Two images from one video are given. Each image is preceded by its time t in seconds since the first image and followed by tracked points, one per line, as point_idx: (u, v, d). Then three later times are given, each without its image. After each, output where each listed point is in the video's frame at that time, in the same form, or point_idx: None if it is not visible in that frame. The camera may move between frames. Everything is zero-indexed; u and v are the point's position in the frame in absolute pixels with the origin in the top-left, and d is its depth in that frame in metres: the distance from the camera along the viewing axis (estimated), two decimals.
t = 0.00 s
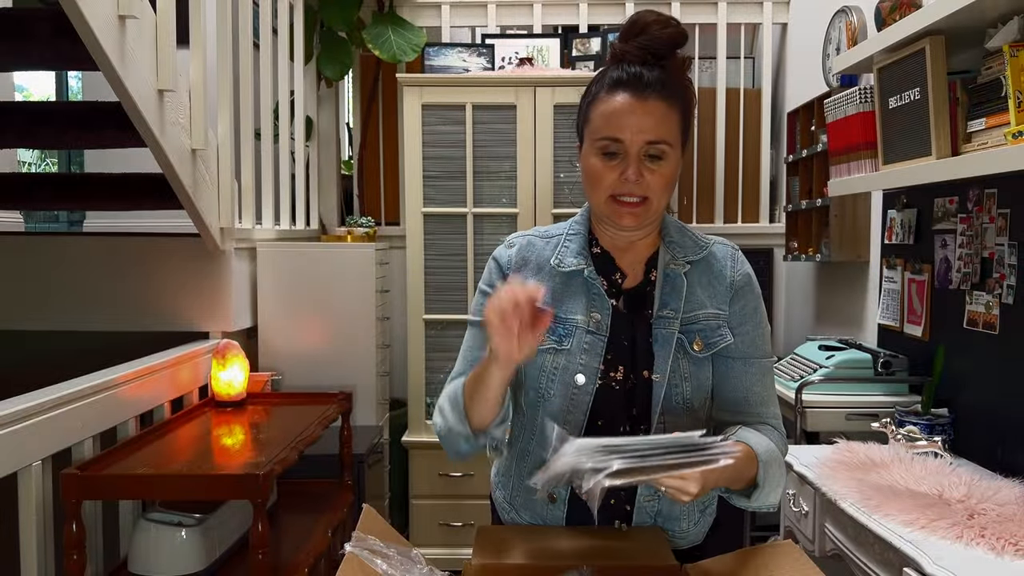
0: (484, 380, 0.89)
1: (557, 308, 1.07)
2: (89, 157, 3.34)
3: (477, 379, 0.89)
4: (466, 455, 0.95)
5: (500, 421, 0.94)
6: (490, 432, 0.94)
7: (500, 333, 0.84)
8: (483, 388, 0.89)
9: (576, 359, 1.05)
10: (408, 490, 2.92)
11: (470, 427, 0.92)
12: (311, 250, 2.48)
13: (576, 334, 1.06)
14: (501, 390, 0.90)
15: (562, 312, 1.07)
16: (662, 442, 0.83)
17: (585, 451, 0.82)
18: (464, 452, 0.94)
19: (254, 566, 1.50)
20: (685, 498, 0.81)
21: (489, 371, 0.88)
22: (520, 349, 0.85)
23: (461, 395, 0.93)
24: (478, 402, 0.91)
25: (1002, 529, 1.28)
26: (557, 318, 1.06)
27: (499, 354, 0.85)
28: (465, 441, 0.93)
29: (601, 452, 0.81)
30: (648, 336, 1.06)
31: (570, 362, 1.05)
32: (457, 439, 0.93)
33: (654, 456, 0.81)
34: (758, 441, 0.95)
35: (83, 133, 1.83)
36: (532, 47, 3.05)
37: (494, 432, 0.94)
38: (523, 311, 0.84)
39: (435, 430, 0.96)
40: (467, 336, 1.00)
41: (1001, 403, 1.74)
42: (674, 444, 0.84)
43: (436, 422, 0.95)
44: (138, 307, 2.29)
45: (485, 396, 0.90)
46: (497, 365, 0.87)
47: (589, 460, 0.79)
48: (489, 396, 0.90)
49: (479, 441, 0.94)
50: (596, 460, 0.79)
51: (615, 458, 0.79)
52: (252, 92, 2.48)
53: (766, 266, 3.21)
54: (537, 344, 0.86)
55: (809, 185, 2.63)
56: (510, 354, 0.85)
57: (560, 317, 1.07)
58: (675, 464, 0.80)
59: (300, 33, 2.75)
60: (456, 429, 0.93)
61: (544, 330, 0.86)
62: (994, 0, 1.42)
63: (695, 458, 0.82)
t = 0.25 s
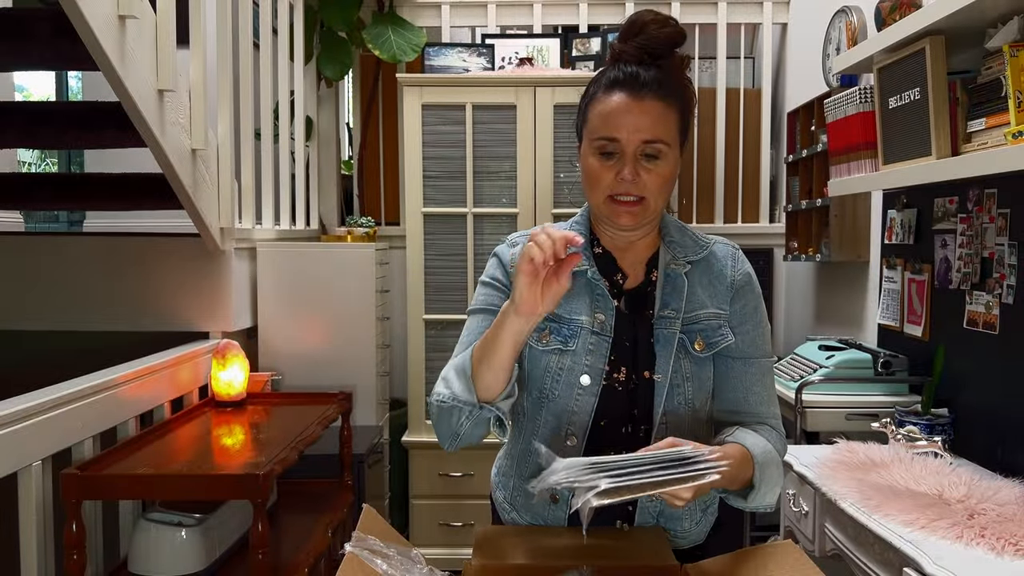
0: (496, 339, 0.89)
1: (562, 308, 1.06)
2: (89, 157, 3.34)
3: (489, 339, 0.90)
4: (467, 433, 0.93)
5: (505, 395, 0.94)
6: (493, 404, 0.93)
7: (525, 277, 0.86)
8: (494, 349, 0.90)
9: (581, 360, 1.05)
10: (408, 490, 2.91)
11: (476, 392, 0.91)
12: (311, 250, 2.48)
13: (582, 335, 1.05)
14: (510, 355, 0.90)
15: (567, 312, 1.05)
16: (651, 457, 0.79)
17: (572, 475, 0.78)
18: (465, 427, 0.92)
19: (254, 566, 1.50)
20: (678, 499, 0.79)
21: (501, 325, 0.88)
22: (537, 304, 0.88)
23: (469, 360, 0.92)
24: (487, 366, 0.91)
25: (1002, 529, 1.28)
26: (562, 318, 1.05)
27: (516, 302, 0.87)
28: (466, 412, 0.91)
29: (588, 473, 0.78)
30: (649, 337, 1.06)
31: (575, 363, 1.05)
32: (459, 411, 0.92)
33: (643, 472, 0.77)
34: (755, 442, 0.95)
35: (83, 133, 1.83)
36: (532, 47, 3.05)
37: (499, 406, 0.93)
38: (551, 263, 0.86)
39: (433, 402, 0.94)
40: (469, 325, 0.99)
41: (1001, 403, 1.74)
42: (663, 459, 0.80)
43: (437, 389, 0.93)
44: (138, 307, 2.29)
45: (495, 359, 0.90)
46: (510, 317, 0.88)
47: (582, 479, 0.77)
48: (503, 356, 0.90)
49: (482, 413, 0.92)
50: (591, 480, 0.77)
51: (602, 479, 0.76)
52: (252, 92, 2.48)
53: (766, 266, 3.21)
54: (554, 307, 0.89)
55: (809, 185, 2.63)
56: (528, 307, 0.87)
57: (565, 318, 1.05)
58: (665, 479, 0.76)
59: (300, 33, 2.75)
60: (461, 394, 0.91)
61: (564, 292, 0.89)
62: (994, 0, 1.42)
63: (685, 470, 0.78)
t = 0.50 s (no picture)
0: (503, 320, 0.89)
1: (564, 309, 1.06)
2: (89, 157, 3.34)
3: (496, 322, 0.89)
4: (469, 425, 0.93)
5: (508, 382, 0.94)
6: (498, 390, 0.93)
7: (535, 255, 0.86)
8: (500, 332, 0.89)
9: (584, 362, 1.04)
10: (408, 490, 2.92)
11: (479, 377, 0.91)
12: (311, 250, 2.48)
13: (584, 336, 1.04)
14: (516, 338, 0.90)
15: (569, 313, 1.05)
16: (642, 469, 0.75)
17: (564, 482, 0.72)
18: (468, 419, 0.93)
19: (254, 566, 1.50)
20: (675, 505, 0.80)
21: (508, 306, 0.88)
22: (544, 283, 0.88)
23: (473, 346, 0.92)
24: (492, 351, 0.90)
25: (1003, 529, 1.28)
26: (564, 320, 1.05)
27: (524, 280, 0.87)
28: (470, 399, 0.91)
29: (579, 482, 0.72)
30: (648, 339, 1.06)
31: (578, 364, 1.04)
32: (463, 400, 0.92)
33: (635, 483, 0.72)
34: (754, 442, 0.96)
35: (82, 133, 1.83)
36: (532, 48, 3.05)
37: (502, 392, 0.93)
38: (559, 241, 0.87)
39: (436, 387, 0.94)
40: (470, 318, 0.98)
41: (1001, 403, 1.74)
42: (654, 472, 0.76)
43: (440, 374, 0.93)
44: (138, 307, 2.29)
45: (499, 343, 0.90)
46: (518, 297, 0.88)
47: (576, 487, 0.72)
48: (508, 340, 0.90)
49: (486, 400, 0.92)
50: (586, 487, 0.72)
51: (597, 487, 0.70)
52: (252, 92, 2.48)
53: (765, 266, 3.22)
54: (561, 286, 0.89)
55: (809, 185, 2.63)
56: (535, 286, 0.88)
57: (568, 319, 1.05)
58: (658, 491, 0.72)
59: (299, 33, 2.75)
60: (464, 379, 0.91)
61: (571, 271, 0.89)
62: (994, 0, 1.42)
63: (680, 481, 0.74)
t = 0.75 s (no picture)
0: (509, 292, 0.89)
1: (564, 307, 1.05)
2: (89, 157, 3.34)
3: (502, 295, 0.89)
4: (475, 408, 0.93)
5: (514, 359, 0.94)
6: (504, 367, 0.93)
7: (539, 220, 0.87)
8: (506, 305, 0.89)
9: (583, 361, 1.04)
10: (408, 490, 2.92)
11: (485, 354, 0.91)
12: (311, 250, 2.48)
13: (584, 335, 1.04)
14: (522, 311, 0.90)
15: (569, 311, 1.05)
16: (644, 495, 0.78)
17: (569, 520, 0.75)
18: (474, 402, 0.92)
19: (254, 566, 1.50)
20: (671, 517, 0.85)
21: (514, 276, 0.89)
22: (549, 250, 0.89)
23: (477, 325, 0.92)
24: (497, 326, 0.90)
25: (1003, 530, 1.28)
26: (565, 318, 1.05)
27: (529, 248, 0.88)
28: (477, 377, 0.91)
29: (583, 517, 0.75)
30: (645, 340, 1.06)
31: (577, 363, 1.04)
32: (469, 381, 0.91)
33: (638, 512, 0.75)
34: (749, 444, 1.00)
35: (82, 133, 1.83)
36: (532, 48, 3.05)
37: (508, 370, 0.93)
38: (562, 204, 0.88)
39: (442, 369, 0.93)
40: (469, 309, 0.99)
41: (1001, 403, 1.74)
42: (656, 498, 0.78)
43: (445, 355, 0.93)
44: (138, 307, 2.29)
45: (505, 318, 0.90)
46: (523, 265, 0.88)
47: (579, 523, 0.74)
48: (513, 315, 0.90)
49: (493, 377, 0.92)
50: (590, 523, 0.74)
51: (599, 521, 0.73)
52: (252, 92, 2.48)
53: (765, 266, 3.23)
54: (566, 252, 0.89)
55: (809, 185, 2.63)
56: (540, 253, 0.88)
57: (568, 317, 1.05)
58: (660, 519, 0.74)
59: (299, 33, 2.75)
60: (470, 357, 0.91)
61: (575, 238, 0.90)
62: None
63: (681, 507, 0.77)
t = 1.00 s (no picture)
0: (512, 280, 0.89)
1: (561, 308, 1.04)
2: (89, 157, 3.34)
3: (504, 285, 0.89)
4: (480, 403, 0.93)
5: (520, 351, 0.93)
6: (509, 358, 0.92)
7: (539, 206, 0.88)
8: (508, 294, 0.89)
9: (582, 362, 1.04)
10: (408, 490, 2.92)
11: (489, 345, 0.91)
12: (310, 250, 2.47)
13: (582, 336, 1.04)
14: (525, 301, 0.90)
15: (567, 312, 1.04)
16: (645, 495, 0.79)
17: (570, 521, 0.77)
18: (478, 397, 0.92)
19: (255, 565, 1.50)
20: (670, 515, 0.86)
21: (516, 264, 0.89)
22: (550, 237, 0.89)
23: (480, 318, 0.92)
24: (500, 317, 0.90)
25: (1002, 529, 1.28)
26: (562, 319, 1.04)
27: (529, 235, 0.88)
28: (482, 369, 0.91)
29: (584, 518, 0.77)
30: (641, 342, 1.06)
31: (575, 365, 1.04)
32: (473, 375, 0.91)
33: (638, 513, 0.77)
34: (747, 443, 1.00)
35: (82, 133, 1.83)
36: (532, 48, 3.05)
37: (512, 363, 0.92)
38: (562, 189, 0.89)
39: (445, 363, 0.93)
40: (468, 308, 0.99)
41: (1002, 403, 1.74)
42: (656, 497, 0.80)
43: (448, 350, 0.93)
44: (138, 307, 2.29)
45: (509, 308, 0.89)
46: (525, 252, 0.88)
47: (580, 526, 0.75)
48: (516, 305, 0.89)
49: (498, 370, 0.91)
50: (591, 525, 0.76)
51: (600, 523, 0.75)
52: (252, 91, 2.48)
53: (765, 266, 3.23)
54: (568, 238, 0.89)
55: (809, 185, 2.63)
56: (541, 240, 0.88)
57: (566, 318, 1.04)
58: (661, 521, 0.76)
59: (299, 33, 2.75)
60: (474, 348, 0.91)
61: (577, 223, 0.90)
62: None
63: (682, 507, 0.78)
